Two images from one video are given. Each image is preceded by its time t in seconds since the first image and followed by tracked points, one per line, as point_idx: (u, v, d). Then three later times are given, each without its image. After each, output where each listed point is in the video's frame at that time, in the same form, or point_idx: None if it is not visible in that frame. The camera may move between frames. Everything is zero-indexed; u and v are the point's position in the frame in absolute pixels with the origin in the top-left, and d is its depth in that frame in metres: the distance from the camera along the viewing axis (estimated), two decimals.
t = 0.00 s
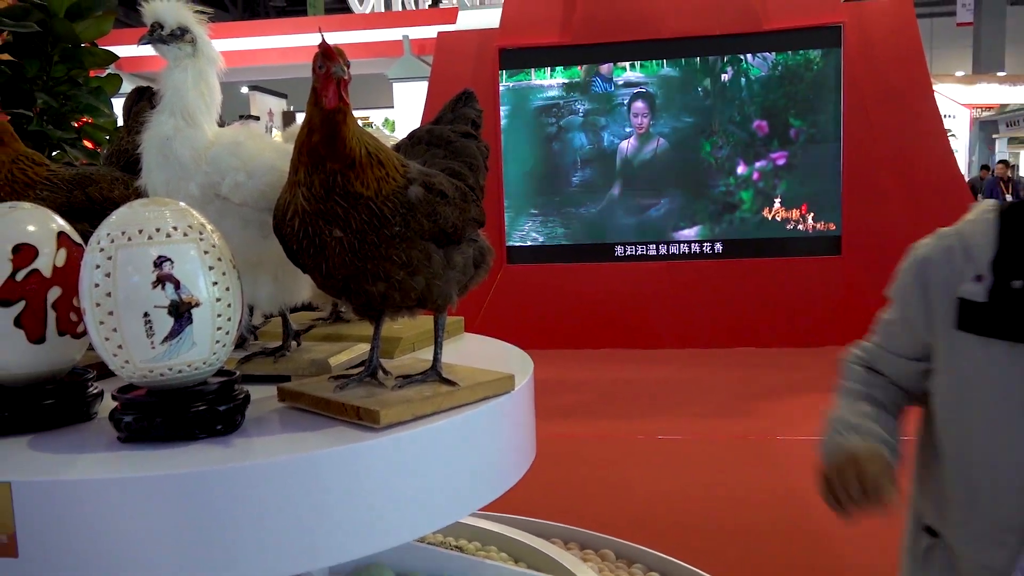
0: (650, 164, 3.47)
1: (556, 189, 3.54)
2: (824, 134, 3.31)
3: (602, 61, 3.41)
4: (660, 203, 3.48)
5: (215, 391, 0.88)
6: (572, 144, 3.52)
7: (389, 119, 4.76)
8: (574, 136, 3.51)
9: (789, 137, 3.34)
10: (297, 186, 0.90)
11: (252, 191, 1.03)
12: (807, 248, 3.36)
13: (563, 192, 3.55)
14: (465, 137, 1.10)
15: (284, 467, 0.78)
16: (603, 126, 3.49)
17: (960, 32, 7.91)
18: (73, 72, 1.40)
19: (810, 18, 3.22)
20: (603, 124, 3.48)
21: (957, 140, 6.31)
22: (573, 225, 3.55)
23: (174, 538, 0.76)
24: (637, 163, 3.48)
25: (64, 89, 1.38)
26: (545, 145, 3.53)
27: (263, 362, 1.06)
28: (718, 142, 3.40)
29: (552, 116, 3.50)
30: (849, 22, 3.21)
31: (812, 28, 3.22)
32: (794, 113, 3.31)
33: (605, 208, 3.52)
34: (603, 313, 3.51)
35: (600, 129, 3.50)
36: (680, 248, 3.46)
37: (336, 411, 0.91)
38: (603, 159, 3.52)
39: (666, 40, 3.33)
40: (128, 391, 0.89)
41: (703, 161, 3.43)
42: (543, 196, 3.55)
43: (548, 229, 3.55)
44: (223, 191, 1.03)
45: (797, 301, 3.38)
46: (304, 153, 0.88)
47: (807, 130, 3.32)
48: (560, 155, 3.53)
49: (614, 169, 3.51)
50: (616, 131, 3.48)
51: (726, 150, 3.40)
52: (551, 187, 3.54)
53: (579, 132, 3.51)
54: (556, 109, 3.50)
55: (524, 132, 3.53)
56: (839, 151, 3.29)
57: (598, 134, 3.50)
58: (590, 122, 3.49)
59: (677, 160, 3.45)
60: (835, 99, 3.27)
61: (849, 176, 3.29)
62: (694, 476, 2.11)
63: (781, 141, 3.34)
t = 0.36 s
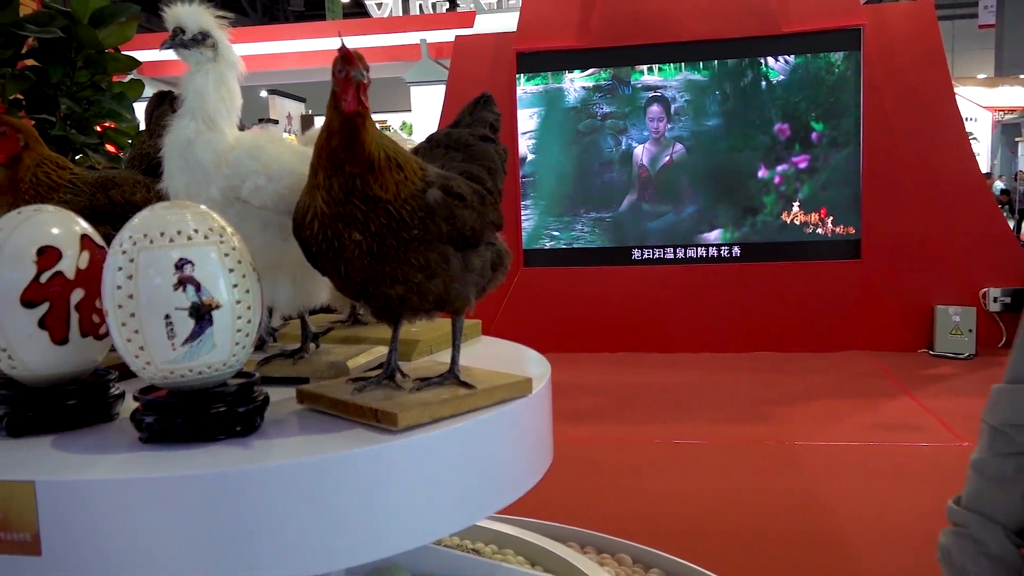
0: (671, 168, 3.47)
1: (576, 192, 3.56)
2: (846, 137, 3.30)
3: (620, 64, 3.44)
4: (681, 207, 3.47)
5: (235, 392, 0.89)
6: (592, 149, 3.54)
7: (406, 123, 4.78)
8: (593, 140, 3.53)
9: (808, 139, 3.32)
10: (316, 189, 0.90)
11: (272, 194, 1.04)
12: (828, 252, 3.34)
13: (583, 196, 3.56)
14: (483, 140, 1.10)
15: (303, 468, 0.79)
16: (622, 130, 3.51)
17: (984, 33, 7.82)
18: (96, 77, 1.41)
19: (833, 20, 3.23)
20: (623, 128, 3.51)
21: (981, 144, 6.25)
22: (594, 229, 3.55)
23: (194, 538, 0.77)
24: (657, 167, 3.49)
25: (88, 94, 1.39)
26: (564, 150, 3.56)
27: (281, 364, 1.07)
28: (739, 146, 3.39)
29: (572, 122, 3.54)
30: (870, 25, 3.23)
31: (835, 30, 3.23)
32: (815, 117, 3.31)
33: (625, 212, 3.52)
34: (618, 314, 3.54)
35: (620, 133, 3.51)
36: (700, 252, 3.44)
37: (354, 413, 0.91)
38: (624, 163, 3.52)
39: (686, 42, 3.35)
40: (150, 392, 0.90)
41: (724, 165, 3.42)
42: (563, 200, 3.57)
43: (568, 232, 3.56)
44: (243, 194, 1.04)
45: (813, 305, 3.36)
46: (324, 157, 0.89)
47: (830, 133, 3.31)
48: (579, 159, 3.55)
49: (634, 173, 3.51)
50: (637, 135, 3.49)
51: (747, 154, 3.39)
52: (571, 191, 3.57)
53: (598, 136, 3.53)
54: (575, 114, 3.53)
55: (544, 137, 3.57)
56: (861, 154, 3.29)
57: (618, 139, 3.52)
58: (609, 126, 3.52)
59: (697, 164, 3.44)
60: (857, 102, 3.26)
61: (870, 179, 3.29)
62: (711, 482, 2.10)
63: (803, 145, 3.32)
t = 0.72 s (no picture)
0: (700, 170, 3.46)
1: (605, 195, 3.58)
2: (880, 138, 3.27)
3: (647, 65, 3.44)
4: (710, 209, 3.46)
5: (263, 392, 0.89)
6: (620, 150, 3.55)
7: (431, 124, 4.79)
8: (621, 141, 3.54)
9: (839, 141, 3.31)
10: (344, 191, 0.91)
11: (301, 195, 1.04)
12: (856, 255, 3.31)
13: (611, 198, 3.58)
14: (509, 141, 1.10)
15: (330, 467, 0.80)
16: (651, 131, 3.51)
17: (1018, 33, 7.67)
18: (128, 79, 1.43)
19: (863, 20, 3.20)
20: (651, 131, 3.51)
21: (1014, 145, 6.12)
22: (622, 231, 3.56)
23: (223, 536, 0.78)
24: (686, 169, 3.49)
25: (120, 96, 1.41)
26: (592, 153, 3.57)
27: (308, 364, 1.07)
28: (771, 148, 3.38)
29: (602, 125, 3.55)
30: (901, 25, 3.20)
31: (865, 30, 3.20)
32: (847, 117, 3.29)
33: (653, 213, 3.52)
34: (641, 316, 3.55)
35: (648, 135, 3.51)
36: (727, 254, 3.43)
37: (381, 414, 0.92)
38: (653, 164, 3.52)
39: (713, 43, 3.34)
40: (180, 391, 0.91)
41: (756, 167, 3.40)
42: (594, 203, 3.58)
43: (597, 236, 3.58)
44: (271, 195, 1.05)
45: (838, 307, 3.34)
46: (352, 159, 0.90)
47: (864, 134, 3.29)
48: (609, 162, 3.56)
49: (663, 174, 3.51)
50: (666, 136, 3.49)
51: (779, 156, 3.38)
52: (600, 194, 3.58)
53: (626, 138, 3.54)
54: (604, 117, 3.54)
55: (573, 139, 3.59)
56: (891, 155, 3.26)
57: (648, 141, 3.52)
58: (636, 128, 3.52)
59: (728, 165, 3.43)
60: (887, 102, 3.24)
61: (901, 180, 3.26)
62: (735, 486, 2.08)
63: (835, 146, 3.32)
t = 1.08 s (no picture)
0: (737, 168, 3.43)
1: (639, 193, 3.57)
2: (922, 136, 3.22)
3: (681, 63, 3.43)
4: (746, 208, 3.43)
5: (298, 387, 0.90)
6: (655, 148, 3.54)
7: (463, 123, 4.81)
8: (655, 139, 3.53)
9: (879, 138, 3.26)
10: (378, 189, 0.92)
11: (336, 193, 1.05)
12: (892, 254, 3.27)
13: (645, 197, 3.57)
14: (543, 140, 1.09)
15: (364, 463, 0.81)
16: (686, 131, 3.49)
17: None
18: (167, 79, 1.45)
19: (903, 15, 3.16)
20: (685, 129, 3.49)
21: None
22: (657, 230, 3.56)
23: (261, 528, 0.79)
24: (722, 167, 3.46)
25: (159, 96, 1.44)
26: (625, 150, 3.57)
27: (343, 360, 1.08)
28: (808, 146, 3.34)
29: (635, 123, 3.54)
30: (942, 20, 3.14)
31: (904, 25, 3.16)
32: (887, 115, 3.24)
33: (689, 213, 3.51)
34: (671, 312, 3.54)
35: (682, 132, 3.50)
36: (762, 254, 3.42)
37: (414, 410, 0.93)
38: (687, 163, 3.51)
39: (747, 40, 3.32)
40: (217, 386, 0.92)
41: (792, 165, 3.37)
42: (627, 201, 3.58)
43: (630, 234, 3.58)
44: (307, 193, 1.05)
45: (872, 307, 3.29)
46: (386, 157, 0.90)
47: (905, 132, 3.23)
48: (642, 161, 3.56)
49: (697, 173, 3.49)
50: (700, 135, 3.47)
51: (817, 154, 3.33)
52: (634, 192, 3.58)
53: (661, 137, 3.52)
54: (638, 115, 3.53)
55: (606, 138, 3.59)
56: (931, 154, 3.21)
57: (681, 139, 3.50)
58: (671, 126, 3.50)
59: (763, 163, 3.40)
60: (928, 99, 3.19)
61: (941, 179, 3.20)
62: (766, 488, 2.06)
63: (876, 144, 3.26)
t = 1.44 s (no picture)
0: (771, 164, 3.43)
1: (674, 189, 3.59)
2: (969, 129, 3.14)
3: (720, 55, 3.43)
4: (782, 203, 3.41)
5: (336, 379, 0.91)
6: (692, 141, 3.53)
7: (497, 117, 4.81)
8: (693, 131, 3.52)
9: (922, 131, 3.18)
10: (417, 183, 0.93)
11: (374, 187, 1.06)
12: (933, 250, 3.22)
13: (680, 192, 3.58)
14: (581, 133, 1.09)
15: (400, 455, 0.82)
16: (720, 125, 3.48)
17: None
18: (208, 75, 1.48)
19: (948, 5, 3.10)
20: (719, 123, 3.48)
21: None
22: (691, 226, 3.58)
23: (299, 517, 0.81)
24: (758, 161, 3.45)
25: (201, 92, 1.46)
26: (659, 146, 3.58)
27: (380, 352, 1.09)
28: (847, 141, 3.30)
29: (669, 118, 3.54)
30: (989, 9, 3.07)
31: (950, 16, 3.10)
32: (933, 107, 3.17)
33: (724, 209, 3.51)
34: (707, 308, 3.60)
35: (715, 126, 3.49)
36: (801, 249, 3.41)
37: (450, 403, 0.93)
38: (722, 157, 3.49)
39: (788, 31, 3.31)
40: (258, 377, 0.94)
41: (830, 161, 3.34)
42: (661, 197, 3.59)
43: (665, 230, 3.61)
44: (345, 187, 1.06)
45: (908, 303, 3.29)
46: (424, 150, 0.91)
47: (952, 125, 3.16)
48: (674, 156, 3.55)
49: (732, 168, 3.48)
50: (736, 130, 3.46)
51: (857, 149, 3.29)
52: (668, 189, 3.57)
53: (695, 133, 3.51)
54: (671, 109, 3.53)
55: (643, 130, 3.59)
56: (978, 148, 3.13)
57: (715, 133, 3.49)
58: (708, 119, 3.49)
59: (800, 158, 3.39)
60: (974, 91, 3.11)
61: (986, 173, 3.13)
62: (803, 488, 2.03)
63: (920, 137, 3.19)
